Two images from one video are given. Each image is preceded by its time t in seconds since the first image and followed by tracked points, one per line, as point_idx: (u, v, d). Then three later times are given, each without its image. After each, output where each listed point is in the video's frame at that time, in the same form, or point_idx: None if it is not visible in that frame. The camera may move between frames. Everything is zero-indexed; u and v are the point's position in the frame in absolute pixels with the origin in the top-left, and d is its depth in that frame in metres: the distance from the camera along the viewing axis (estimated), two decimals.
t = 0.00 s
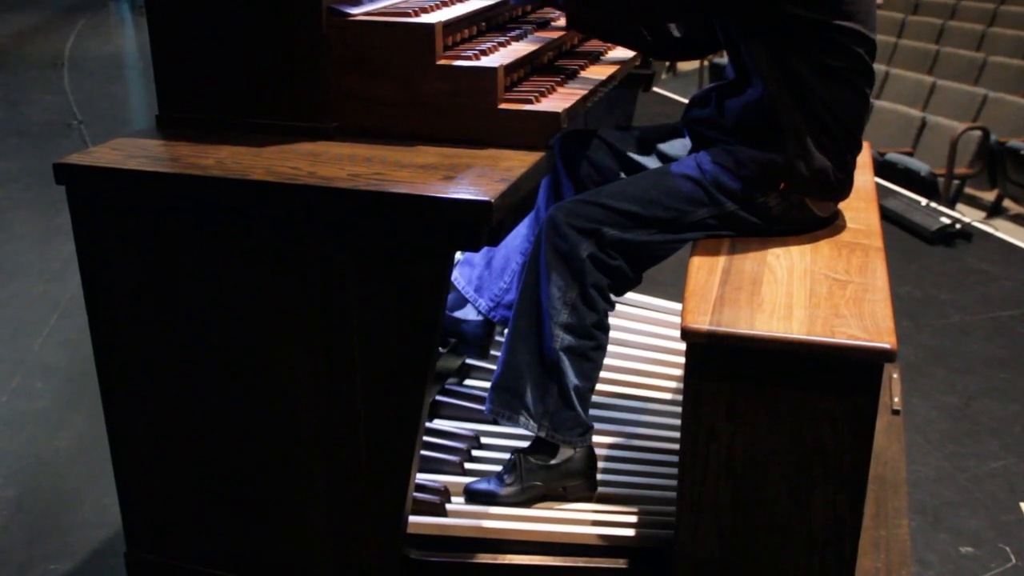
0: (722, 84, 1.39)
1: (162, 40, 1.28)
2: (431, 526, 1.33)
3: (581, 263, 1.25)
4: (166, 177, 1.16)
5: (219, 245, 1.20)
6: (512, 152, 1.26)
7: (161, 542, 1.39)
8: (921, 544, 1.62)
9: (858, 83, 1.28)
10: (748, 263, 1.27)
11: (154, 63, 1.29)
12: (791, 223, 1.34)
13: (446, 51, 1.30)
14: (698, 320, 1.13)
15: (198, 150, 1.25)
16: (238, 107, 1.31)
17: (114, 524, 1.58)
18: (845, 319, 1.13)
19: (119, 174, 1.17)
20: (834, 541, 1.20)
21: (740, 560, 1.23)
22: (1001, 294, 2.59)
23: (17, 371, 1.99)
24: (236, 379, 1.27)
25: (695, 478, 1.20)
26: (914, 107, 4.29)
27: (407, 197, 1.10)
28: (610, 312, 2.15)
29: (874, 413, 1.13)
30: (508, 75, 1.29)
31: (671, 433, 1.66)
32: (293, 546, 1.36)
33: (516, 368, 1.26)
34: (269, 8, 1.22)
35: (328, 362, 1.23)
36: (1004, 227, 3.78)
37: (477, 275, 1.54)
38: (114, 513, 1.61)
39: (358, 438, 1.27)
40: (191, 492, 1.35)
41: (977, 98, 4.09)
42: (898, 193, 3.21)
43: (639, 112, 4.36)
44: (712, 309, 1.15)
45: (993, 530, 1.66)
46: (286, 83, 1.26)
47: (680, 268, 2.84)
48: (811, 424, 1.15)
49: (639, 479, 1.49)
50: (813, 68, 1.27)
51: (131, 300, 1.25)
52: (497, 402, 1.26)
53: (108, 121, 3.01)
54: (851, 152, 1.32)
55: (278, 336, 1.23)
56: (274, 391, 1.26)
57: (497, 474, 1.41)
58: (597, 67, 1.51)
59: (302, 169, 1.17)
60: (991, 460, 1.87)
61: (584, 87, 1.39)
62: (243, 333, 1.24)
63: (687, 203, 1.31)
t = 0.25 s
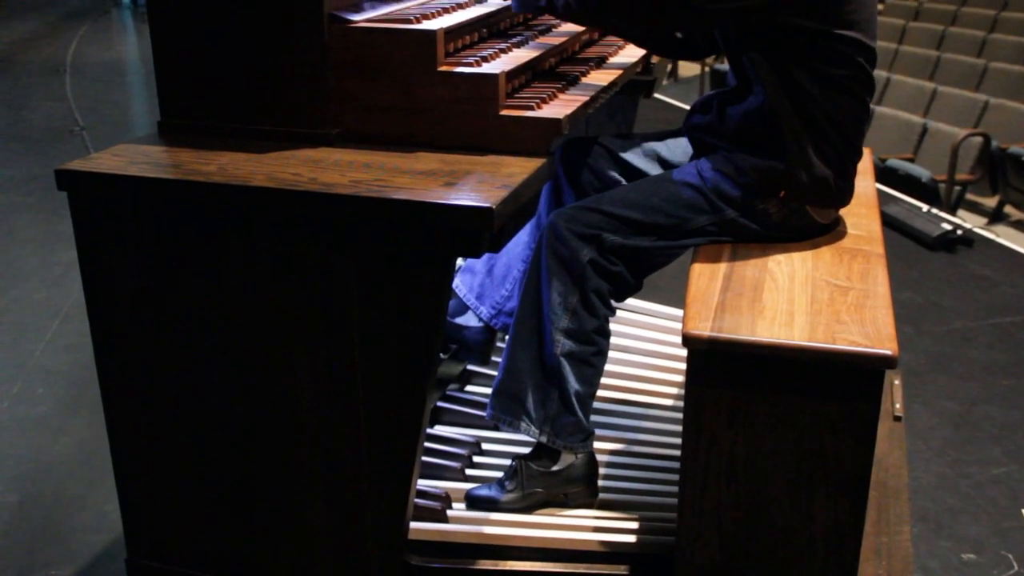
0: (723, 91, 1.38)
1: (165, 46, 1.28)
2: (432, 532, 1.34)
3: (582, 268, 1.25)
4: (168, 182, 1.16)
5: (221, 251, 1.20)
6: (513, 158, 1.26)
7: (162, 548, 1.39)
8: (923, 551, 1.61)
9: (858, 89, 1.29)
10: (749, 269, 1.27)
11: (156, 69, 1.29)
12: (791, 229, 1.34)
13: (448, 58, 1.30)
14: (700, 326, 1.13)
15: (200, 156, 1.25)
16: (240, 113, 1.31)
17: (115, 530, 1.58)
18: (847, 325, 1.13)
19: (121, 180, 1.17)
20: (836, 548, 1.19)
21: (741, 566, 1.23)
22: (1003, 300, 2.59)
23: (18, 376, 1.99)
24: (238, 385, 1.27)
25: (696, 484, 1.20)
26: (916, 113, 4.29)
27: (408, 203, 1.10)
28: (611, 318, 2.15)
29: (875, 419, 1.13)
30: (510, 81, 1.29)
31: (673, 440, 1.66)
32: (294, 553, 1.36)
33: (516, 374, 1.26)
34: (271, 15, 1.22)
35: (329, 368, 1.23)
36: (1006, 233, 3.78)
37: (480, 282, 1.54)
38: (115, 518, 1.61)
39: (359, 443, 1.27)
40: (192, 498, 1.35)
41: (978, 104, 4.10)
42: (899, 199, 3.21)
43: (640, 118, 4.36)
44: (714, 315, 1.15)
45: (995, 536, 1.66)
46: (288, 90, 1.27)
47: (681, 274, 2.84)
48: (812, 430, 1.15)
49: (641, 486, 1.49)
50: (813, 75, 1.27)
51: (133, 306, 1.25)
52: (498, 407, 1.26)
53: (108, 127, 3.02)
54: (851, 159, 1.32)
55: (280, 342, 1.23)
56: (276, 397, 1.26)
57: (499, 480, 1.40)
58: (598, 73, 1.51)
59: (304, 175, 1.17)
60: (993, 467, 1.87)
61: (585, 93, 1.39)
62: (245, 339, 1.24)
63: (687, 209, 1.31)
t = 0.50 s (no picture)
0: (724, 94, 1.38)
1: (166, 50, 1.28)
2: (433, 536, 1.33)
3: (581, 270, 1.25)
4: (169, 186, 1.16)
5: (222, 254, 1.20)
6: (514, 161, 1.26)
7: (163, 551, 1.39)
8: (924, 554, 1.61)
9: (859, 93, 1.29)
10: (749, 271, 1.27)
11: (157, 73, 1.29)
12: (792, 232, 1.34)
13: (449, 61, 1.30)
14: (700, 329, 1.13)
15: (201, 159, 1.26)
16: (241, 116, 1.31)
17: (116, 533, 1.58)
18: (848, 328, 1.13)
19: (122, 183, 1.17)
20: (837, 550, 1.19)
21: (742, 569, 1.22)
22: (1004, 303, 2.59)
23: (19, 379, 1.99)
24: (238, 388, 1.27)
25: (697, 487, 1.20)
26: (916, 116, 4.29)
27: (409, 206, 1.10)
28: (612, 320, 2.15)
29: (877, 422, 1.13)
30: (511, 84, 1.29)
31: (674, 443, 1.66)
32: (295, 556, 1.35)
33: (517, 377, 1.26)
34: (272, 19, 1.23)
35: (329, 372, 1.23)
36: (1007, 236, 3.78)
37: (480, 285, 1.54)
38: (116, 521, 1.61)
39: (360, 446, 1.27)
40: (193, 501, 1.35)
41: (979, 107, 4.09)
42: (900, 202, 3.21)
43: (641, 121, 4.37)
44: (714, 318, 1.15)
45: (997, 539, 1.66)
46: (289, 93, 1.27)
47: (682, 277, 2.84)
48: (813, 433, 1.15)
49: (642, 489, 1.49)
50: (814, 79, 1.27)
51: (133, 309, 1.25)
52: (499, 409, 1.26)
53: (110, 130, 3.02)
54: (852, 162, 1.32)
55: (280, 345, 1.23)
56: (276, 400, 1.26)
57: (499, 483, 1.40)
58: (600, 76, 1.51)
59: (305, 178, 1.17)
60: (995, 470, 1.87)
61: (586, 96, 1.39)
62: (245, 342, 1.24)
63: (686, 211, 1.31)
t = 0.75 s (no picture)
0: (731, 100, 1.38)
1: (168, 54, 1.28)
2: (433, 540, 1.34)
3: (584, 276, 1.25)
4: (170, 190, 1.16)
5: (224, 258, 1.20)
6: (515, 166, 1.26)
7: (163, 555, 1.39)
8: (925, 559, 1.61)
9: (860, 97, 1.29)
10: (751, 276, 1.27)
11: (159, 77, 1.29)
12: (793, 236, 1.34)
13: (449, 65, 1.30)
14: (702, 334, 1.13)
15: (202, 164, 1.26)
16: (242, 120, 1.31)
17: (118, 536, 1.58)
18: (849, 333, 1.13)
19: (123, 188, 1.17)
20: (838, 554, 1.19)
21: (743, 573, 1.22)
22: (1005, 307, 2.59)
23: (20, 383, 1.99)
24: (239, 393, 1.27)
25: (698, 491, 1.20)
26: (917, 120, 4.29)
27: (410, 211, 1.10)
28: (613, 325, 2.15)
29: (878, 426, 1.12)
30: (512, 88, 1.30)
31: (675, 447, 1.66)
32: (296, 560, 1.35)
33: (518, 382, 1.26)
34: (273, 23, 1.23)
35: (331, 376, 1.23)
36: (1008, 240, 3.77)
37: (481, 289, 1.53)
38: (118, 525, 1.61)
39: (360, 450, 1.27)
40: (193, 505, 1.35)
41: (981, 110, 4.09)
42: (901, 206, 3.21)
43: (642, 125, 4.37)
44: (715, 323, 1.15)
45: (998, 544, 1.66)
46: (290, 98, 1.27)
47: (684, 281, 2.84)
48: (814, 438, 1.15)
49: (643, 493, 1.49)
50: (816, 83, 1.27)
51: (135, 313, 1.25)
52: (501, 414, 1.26)
53: (111, 134, 3.02)
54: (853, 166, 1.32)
55: (281, 348, 1.23)
56: (277, 404, 1.26)
57: (500, 487, 1.40)
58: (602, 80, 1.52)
59: (307, 183, 1.17)
60: (996, 474, 1.87)
61: (588, 101, 1.39)
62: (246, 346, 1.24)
63: (689, 217, 1.30)
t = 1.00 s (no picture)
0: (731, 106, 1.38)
1: (170, 60, 1.28)
2: (434, 547, 1.34)
3: (585, 282, 1.25)
4: (171, 196, 1.16)
5: (225, 264, 1.20)
6: (516, 172, 1.26)
7: (164, 561, 1.39)
8: (927, 566, 1.61)
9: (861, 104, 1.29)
10: (752, 282, 1.27)
11: (161, 83, 1.29)
12: (793, 243, 1.34)
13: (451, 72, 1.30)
14: (703, 340, 1.13)
15: (204, 170, 1.26)
16: (243, 127, 1.31)
17: (118, 542, 1.58)
18: (850, 339, 1.13)
19: (125, 194, 1.18)
20: (840, 561, 1.19)
21: None
22: (1007, 313, 2.59)
23: (21, 389, 1.99)
24: (240, 399, 1.27)
25: (699, 498, 1.20)
26: (918, 126, 4.30)
27: (411, 217, 1.10)
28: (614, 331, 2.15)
29: (879, 432, 1.12)
30: (513, 95, 1.30)
31: (676, 453, 1.66)
32: (296, 566, 1.35)
33: (519, 388, 1.25)
34: (275, 30, 1.23)
35: (332, 381, 1.23)
36: (1009, 246, 3.78)
37: (482, 295, 1.54)
38: (118, 531, 1.61)
39: (362, 456, 1.27)
40: (194, 511, 1.35)
41: (981, 116, 4.09)
42: (902, 212, 3.21)
43: (642, 131, 4.37)
44: (716, 329, 1.15)
45: (1000, 551, 1.65)
46: (292, 104, 1.27)
47: (684, 286, 2.84)
48: (815, 444, 1.15)
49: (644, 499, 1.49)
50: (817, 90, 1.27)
51: (136, 320, 1.25)
52: (501, 420, 1.26)
53: (112, 140, 3.03)
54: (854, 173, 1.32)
55: (282, 354, 1.23)
56: (278, 410, 1.26)
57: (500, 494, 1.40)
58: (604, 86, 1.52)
59: (309, 189, 1.17)
60: (998, 481, 1.87)
61: (589, 107, 1.39)
62: (248, 352, 1.24)
63: (690, 223, 1.31)
